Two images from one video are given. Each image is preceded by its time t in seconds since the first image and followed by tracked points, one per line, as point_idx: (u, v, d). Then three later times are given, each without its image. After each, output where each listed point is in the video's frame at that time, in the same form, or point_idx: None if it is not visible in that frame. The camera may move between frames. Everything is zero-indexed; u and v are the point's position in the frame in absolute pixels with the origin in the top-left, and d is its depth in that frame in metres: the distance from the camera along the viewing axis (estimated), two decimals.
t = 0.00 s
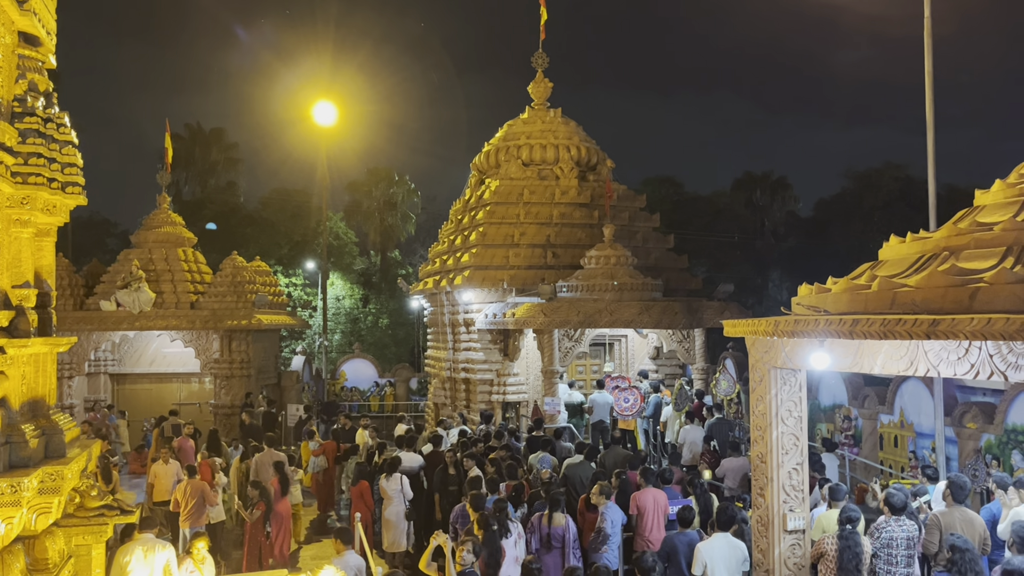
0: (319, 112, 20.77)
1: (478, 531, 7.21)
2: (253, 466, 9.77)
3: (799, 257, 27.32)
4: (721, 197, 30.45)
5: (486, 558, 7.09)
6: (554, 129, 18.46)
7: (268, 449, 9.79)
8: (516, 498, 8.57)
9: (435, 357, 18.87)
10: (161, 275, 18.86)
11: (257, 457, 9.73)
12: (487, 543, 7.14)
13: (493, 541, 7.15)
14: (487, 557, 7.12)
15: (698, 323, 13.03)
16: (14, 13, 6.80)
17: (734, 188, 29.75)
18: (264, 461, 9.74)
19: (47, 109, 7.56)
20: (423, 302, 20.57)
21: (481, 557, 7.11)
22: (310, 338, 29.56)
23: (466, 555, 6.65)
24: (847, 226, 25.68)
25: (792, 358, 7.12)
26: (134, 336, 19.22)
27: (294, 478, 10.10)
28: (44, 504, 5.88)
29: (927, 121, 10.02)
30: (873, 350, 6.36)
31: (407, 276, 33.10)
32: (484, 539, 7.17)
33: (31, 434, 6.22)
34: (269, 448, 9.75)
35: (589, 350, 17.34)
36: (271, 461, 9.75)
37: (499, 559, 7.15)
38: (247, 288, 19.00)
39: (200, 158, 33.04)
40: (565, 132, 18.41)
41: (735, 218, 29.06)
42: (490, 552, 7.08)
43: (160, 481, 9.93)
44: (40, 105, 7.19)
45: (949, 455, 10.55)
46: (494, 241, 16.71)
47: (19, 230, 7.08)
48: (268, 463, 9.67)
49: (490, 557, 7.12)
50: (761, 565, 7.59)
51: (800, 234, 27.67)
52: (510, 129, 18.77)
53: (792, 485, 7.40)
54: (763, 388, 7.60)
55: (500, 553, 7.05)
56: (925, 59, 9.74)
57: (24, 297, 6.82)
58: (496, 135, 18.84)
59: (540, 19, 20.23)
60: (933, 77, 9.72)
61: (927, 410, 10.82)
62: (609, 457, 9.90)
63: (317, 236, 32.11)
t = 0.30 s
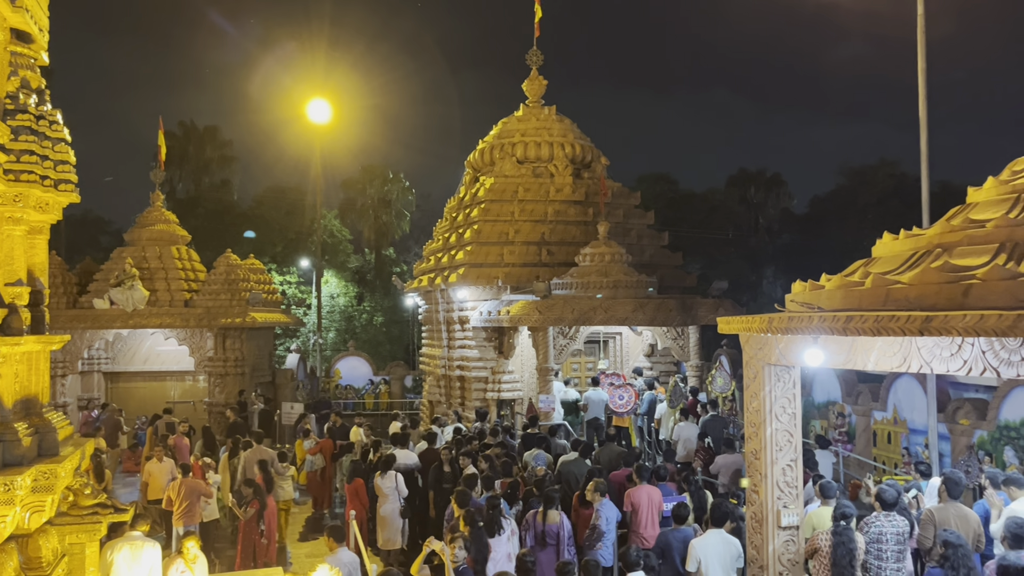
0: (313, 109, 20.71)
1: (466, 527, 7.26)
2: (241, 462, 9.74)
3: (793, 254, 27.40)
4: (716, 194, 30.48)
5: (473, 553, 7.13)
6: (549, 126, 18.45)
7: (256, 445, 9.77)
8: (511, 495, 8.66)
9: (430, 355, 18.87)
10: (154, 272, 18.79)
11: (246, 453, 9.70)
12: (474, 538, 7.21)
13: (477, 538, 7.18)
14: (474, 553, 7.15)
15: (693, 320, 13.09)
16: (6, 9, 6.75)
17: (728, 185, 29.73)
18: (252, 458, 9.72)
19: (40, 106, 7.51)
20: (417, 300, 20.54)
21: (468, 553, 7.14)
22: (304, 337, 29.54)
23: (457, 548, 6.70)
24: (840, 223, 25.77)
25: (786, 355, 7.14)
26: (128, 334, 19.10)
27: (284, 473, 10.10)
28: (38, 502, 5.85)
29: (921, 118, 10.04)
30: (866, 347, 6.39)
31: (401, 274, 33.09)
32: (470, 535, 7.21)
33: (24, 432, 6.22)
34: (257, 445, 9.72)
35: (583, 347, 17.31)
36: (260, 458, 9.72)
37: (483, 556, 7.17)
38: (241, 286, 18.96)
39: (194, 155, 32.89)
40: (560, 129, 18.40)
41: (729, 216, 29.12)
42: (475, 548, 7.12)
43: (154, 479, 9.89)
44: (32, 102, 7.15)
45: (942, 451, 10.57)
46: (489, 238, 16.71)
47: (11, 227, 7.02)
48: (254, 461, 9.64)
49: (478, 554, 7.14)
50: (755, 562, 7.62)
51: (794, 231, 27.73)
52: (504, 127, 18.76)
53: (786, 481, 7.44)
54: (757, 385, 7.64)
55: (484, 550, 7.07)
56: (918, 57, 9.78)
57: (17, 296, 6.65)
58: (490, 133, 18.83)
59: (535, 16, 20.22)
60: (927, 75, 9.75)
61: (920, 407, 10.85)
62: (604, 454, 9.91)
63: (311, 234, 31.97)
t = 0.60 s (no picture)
0: (306, 107, 20.68)
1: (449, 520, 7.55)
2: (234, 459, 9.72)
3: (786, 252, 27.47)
4: (709, 192, 30.52)
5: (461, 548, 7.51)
6: (543, 124, 18.44)
7: (248, 442, 9.75)
8: (504, 494, 8.70)
9: (424, 353, 18.84)
10: (147, 271, 18.74)
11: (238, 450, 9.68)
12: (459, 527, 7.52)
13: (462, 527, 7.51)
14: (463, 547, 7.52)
15: (686, 318, 13.13)
16: None
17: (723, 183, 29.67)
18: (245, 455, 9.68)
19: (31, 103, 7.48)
20: (411, 299, 20.49)
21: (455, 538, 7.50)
22: (298, 335, 29.45)
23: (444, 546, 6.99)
24: (833, 221, 25.83)
25: (779, 352, 7.16)
26: (120, 333, 19.01)
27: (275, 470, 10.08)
28: (30, 502, 5.87)
29: (913, 116, 10.07)
30: (859, 344, 6.43)
31: (395, 272, 33.07)
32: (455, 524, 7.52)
33: (16, 431, 6.18)
34: (249, 441, 9.70)
35: (577, 345, 17.42)
36: (253, 455, 9.69)
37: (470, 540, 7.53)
38: (234, 285, 18.91)
39: (186, 153, 32.78)
40: (554, 127, 18.40)
41: (722, 214, 29.17)
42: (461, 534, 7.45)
43: (149, 476, 9.84)
44: (23, 100, 7.12)
45: (935, 449, 10.60)
46: (483, 237, 16.70)
47: (2, 225, 6.99)
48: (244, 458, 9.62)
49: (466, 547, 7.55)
50: (748, 558, 7.67)
51: (787, 229, 27.78)
52: (498, 125, 18.73)
53: (779, 479, 7.48)
54: (751, 382, 7.67)
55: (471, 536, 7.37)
56: (910, 55, 9.81)
57: (8, 293, 6.73)
58: (484, 131, 18.80)
59: (528, 14, 20.21)
60: (919, 73, 9.78)
61: (913, 404, 10.87)
62: (598, 452, 9.89)
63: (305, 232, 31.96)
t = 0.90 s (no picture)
0: (299, 105, 20.65)
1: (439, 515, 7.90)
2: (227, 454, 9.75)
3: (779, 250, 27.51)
4: (703, 190, 30.54)
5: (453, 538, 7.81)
6: (537, 122, 18.42)
7: (242, 438, 9.78)
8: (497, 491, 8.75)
9: (418, 351, 18.84)
10: (140, 269, 18.69)
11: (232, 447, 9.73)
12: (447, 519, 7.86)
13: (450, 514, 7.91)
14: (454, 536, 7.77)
15: (680, 316, 13.14)
16: None
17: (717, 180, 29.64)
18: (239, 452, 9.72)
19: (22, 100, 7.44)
20: (405, 297, 20.46)
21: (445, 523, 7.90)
22: (292, 333, 29.40)
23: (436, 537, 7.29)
24: (826, 220, 25.89)
25: (773, 349, 7.17)
26: (113, 331, 18.98)
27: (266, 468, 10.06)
28: (23, 500, 5.85)
29: (906, 115, 10.09)
30: (853, 341, 6.45)
31: (389, 270, 33.05)
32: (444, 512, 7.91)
33: (8, 430, 6.15)
34: (242, 438, 9.72)
35: (571, 343, 17.41)
36: (245, 451, 9.72)
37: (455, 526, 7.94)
38: (228, 283, 18.86)
39: (179, 150, 32.63)
40: (548, 125, 18.37)
41: (716, 212, 29.21)
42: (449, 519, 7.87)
43: (143, 475, 9.74)
44: (15, 97, 7.09)
45: (927, 446, 10.63)
46: (477, 234, 16.68)
47: None
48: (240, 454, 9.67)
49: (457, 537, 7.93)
50: (742, 556, 7.69)
51: (780, 227, 27.82)
52: (492, 122, 18.70)
53: (773, 476, 7.50)
54: (745, 380, 7.69)
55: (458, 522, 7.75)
56: (903, 53, 9.84)
57: None
58: (478, 128, 18.77)
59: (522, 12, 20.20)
60: (912, 71, 9.80)
61: (906, 401, 10.91)
62: (592, 450, 9.88)
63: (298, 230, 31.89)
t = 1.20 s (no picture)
0: (292, 102, 20.59)
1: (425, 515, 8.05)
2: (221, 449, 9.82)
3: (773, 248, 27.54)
4: (696, 187, 30.56)
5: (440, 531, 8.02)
6: (530, 120, 18.40)
7: (234, 435, 9.87)
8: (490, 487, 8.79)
9: (411, 349, 18.82)
10: (132, 268, 18.64)
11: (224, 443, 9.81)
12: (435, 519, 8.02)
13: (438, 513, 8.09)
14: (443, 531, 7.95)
15: (673, 314, 13.13)
16: None
17: (710, 178, 29.60)
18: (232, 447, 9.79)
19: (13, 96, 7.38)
20: (398, 294, 20.43)
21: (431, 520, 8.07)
22: (285, 331, 29.35)
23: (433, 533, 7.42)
24: (819, 219, 25.93)
25: (765, 347, 7.20)
26: (106, 329, 18.98)
27: (255, 464, 10.11)
28: (14, 498, 5.85)
29: (898, 113, 10.11)
30: (845, 338, 6.49)
31: (382, 268, 33.01)
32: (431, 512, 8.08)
33: None
34: (235, 434, 9.80)
35: (565, 340, 17.34)
36: (238, 447, 9.80)
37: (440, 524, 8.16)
38: (220, 281, 18.79)
39: (172, 147, 32.52)
40: (541, 123, 18.36)
41: (709, 210, 29.25)
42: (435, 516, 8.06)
43: (137, 473, 9.57)
44: (6, 94, 7.04)
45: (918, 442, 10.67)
46: (470, 232, 16.68)
47: None
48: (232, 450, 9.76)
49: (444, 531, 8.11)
50: (735, 552, 7.73)
51: (773, 225, 27.90)
52: (485, 120, 18.69)
53: (765, 473, 7.55)
54: (737, 377, 7.74)
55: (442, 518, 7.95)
56: (895, 52, 9.87)
57: None
58: (471, 126, 18.75)
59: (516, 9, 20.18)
60: (904, 69, 9.83)
61: (897, 398, 10.91)
62: (585, 447, 9.88)
63: (292, 228, 31.94)
